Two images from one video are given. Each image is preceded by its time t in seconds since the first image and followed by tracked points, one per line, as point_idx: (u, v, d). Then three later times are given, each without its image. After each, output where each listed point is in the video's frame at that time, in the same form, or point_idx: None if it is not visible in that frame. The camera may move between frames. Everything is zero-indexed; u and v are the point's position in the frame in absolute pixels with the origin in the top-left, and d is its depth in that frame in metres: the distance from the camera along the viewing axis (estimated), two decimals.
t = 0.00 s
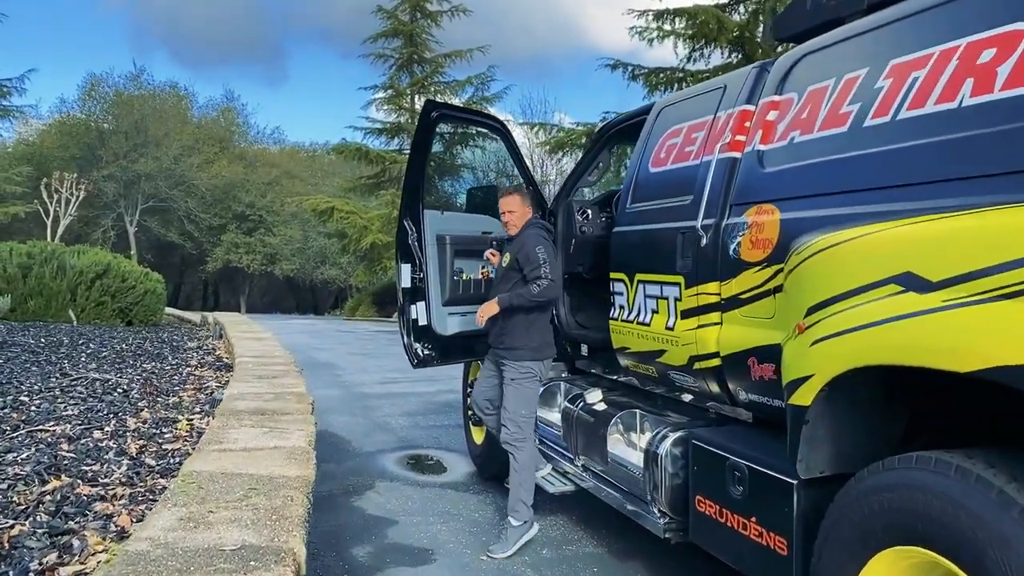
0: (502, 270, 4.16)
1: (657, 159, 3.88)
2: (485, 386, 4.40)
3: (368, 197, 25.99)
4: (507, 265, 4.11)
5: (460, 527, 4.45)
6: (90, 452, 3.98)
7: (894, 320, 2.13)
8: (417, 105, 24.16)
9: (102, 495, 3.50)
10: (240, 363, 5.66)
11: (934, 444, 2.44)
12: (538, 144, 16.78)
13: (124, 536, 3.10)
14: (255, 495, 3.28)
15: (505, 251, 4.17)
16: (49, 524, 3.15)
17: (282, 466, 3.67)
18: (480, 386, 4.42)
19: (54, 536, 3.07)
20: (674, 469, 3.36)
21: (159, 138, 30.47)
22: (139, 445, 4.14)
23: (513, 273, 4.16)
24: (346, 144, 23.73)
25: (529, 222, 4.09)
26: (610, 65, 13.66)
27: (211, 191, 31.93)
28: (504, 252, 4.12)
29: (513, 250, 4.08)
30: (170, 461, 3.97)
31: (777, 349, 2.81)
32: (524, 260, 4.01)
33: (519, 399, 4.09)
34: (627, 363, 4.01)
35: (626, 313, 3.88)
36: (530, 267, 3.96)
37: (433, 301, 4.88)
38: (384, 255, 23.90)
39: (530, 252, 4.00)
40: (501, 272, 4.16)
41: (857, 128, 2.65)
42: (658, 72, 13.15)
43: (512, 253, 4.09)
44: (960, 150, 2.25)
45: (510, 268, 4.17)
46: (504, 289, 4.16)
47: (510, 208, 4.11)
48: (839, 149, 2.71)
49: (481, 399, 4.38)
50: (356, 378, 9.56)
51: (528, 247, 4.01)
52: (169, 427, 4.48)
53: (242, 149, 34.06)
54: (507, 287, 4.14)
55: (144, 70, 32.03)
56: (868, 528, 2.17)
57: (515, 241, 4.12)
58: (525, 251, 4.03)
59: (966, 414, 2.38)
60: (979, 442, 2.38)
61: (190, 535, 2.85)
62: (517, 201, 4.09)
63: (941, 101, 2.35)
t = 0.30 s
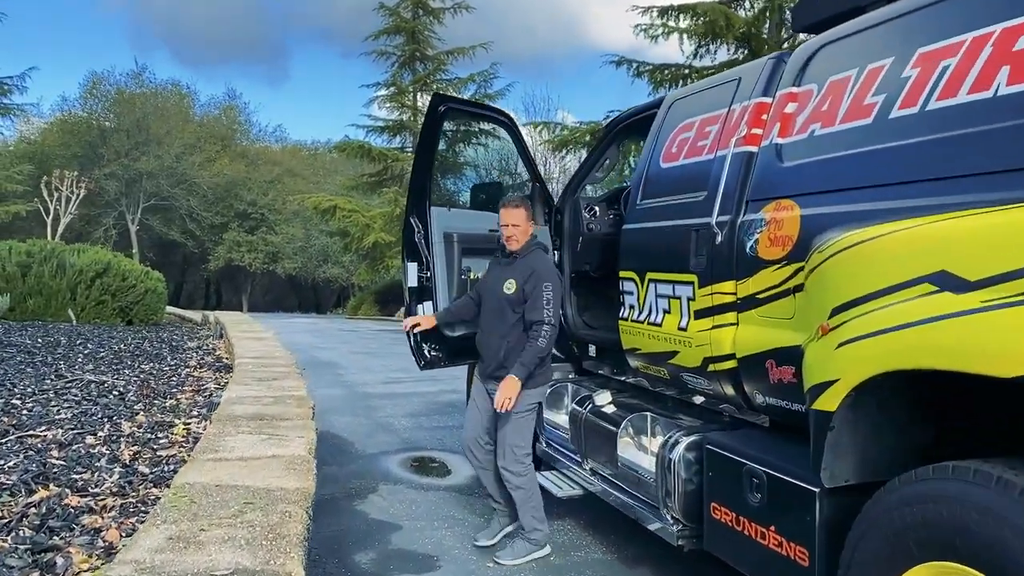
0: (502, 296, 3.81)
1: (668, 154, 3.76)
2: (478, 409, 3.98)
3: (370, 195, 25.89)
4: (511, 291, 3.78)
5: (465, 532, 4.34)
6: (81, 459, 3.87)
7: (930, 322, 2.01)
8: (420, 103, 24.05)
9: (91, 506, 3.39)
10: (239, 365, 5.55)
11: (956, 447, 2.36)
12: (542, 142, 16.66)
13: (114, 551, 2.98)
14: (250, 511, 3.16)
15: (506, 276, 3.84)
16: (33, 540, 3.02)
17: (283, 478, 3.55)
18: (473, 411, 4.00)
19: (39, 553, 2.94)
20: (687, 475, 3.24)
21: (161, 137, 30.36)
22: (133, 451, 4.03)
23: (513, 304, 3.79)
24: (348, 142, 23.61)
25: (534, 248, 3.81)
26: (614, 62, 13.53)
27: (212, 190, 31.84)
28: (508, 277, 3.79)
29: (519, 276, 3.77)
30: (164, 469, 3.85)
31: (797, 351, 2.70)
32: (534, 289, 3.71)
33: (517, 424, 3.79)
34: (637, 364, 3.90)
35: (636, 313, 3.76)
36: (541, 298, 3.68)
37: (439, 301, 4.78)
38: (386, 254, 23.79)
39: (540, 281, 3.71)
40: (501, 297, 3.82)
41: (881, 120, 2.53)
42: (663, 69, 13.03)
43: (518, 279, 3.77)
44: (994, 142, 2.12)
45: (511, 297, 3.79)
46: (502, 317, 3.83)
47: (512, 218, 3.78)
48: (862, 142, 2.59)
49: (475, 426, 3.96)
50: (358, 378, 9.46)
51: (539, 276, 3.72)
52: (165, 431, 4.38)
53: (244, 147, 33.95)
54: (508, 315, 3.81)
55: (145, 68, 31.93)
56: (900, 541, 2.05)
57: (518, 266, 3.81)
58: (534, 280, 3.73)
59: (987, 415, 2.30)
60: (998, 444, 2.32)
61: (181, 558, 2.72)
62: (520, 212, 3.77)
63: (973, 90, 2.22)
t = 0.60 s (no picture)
0: (503, 304, 3.59)
1: (668, 151, 3.65)
2: (464, 426, 3.75)
3: (366, 195, 25.75)
4: (514, 299, 3.58)
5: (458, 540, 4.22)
6: (52, 470, 3.74)
7: (949, 326, 1.89)
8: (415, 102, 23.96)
9: (58, 523, 3.25)
10: (226, 369, 5.44)
11: (963, 453, 2.21)
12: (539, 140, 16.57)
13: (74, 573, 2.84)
14: (221, 532, 2.96)
15: (502, 283, 3.62)
16: None
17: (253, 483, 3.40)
18: (457, 432, 3.77)
19: None
20: (688, 483, 3.13)
21: (156, 136, 30.20)
22: (108, 461, 3.91)
23: (514, 313, 3.59)
24: (343, 141, 23.50)
25: (527, 253, 3.67)
26: (611, 60, 13.42)
27: (207, 189, 31.69)
28: (509, 284, 3.59)
29: (521, 283, 3.60)
30: (139, 481, 3.72)
31: (804, 355, 2.58)
32: (540, 297, 3.58)
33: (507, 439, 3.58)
34: (635, 368, 3.78)
35: (635, 315, 3.65)
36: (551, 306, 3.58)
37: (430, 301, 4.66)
38: (382, 253, 23.67)
39: (545, 289, 3.60)
40: (500, 306, 3.59)
41: (892, 114, 2.42)
42: (661, 67, 12.92)
43: (521, 287, 3.59)
44: (1013, 135, 2.00)
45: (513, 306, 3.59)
46: (500, 327, 3.61)
47: (493, 222, 3.59)
48: (873, 136, 2.48)
49: (459, 452, 3.73)
50: (351, 379, 9.34)
51: (543, 284, 3.60)
52: (145, 438, 4.26)
53: (239, 146, 33.79)
54: (508, 325, 3.60)
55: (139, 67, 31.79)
56: (916, 559, 1.93)
57: (514, 272, 3.63)
58: (538, 287, 3.60)
59: (996, 420, 2.14)
60: (1010, 451, 2.17)
61: None
62: (503, 214, 3.58)
63: (993, 81, 2.10)
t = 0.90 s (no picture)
0: (507, 316, 3.27)
1: (655, 150, 3.53)
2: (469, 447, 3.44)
3: (354, 195, 25.58)
4: (519, 310, 3.26)
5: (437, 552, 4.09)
6: None
7: (952, 334, 1.77)
8: (404, 102, 23.82)
9: None
10: (200, 374, 5.29)
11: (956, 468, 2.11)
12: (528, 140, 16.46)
13: None
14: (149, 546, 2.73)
15: (504, 293, 3.30)
16: None
17: (192, 479, 3.19)
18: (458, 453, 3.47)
19: None
20: (674, 495, 3.00)
21: (142, 135, 29.92)
22: (61, 475, 3.73)
23: (519, 324, 3.27)
24: (331, 140, 23.34)
25: (531, 258, 3.34)
26: (600, 59, 13.31)
27: (194, 189, 31.44)
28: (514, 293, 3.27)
29: (526, 291, 3.28)
30: (89, 497, 3.53)
31: (795, 364, 2.46)
32: (546, 306, 3.26)
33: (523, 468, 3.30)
34: (620, 374, 3.66)
35: (621, 320, 3.53)
36: (557, 317, 3.26)
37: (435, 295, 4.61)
38: (370, 254, 23.51)
39: (552, 298, 3.28)
40: (504, 318, 3.27)
41: (888, 111, 2.31)
42: (651, 67, 12.81)
43: (526, 295, 3.27)
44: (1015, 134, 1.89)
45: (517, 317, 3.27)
46: (503, 341, 3.29)
47: (494, 223, 3.27)
48: (867, 135, 2.36)
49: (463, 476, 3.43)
50: (336, 382, 9.19)
51: (549, 291, 3.27)
52: (104, 449, 4.10)
53: (226, 145, 33.56)
54: (513, 338, 3.28)
55: (125, 66, 31.53)
56: None
57: (516, 280, 3.30)
58: (544, 296, 3.27)
59: (987, 436, 2.05)
60: (1001, 467, 2.07)
61: None
62: (504, 214, 3.27)
63: (995, 76, 1.99)
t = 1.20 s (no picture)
0: (519, 314, 2.87)
1: (633, 149, 3.44)
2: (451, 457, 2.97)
3: (335, 194, 25.39)
4: (532, 308, 2.87)
5: (408, 561, 3.98)
6: None
7: (937, 343, 1.70)
8: (385, 100, 23.69)
9: None
10: (165, 379, 5.16)
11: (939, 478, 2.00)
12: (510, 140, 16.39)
13: None
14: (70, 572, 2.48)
15: (513, 289, 2.88)
16: None
17: (132, 496, 3.02)
18: (443, 464, 2.98)
19: None
20: (650, 505, 2.91)
21: (120, 132, 29.56)
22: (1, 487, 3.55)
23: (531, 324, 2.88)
24: (311, 139, 23.15)
25: (535, 248, 2.95)
26: (582, 60, 13.24)
27: (173, 187, 31.12)
28: (525, 288, 2.87)
29: (537, 285, 2.89)
30: (25, 511, 3.31)
31: (774, 371, 2.37)
32: (558, 301, 2.90)
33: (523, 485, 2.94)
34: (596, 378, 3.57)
35: (597, 324, 3.43)
36: (570, 311, 2.92)
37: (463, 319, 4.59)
38: (350, 254, 23.33)
39: (564, 291, 2.93)
40: (515, 317, 2.86)
41: (871, 110, 2.22)
42: (632, 68, 12.76)
43: (538, 290, 2.88)
44: (1002, 134, 1.81)
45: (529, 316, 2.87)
46: (515, 343, 2.88)
47: (494, 215, 2.85)
48: (849, 135, 2.28)
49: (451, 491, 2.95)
50: (312, 384, 9.06)
51: (560, 285, 2.92)
52: (54, 458, 3.93)
53: (206, 143, 33.26)
54: (525, 339, 2.89)
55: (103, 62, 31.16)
56: None
57: (524, 273, 2.90)
58: (556, 291, 2.91)
59: (976, 445, 1.91)
60: (992, 476, 1.93)
61: None
62: (506, 206, 2.85)
63: (983, 73, 1.90)
